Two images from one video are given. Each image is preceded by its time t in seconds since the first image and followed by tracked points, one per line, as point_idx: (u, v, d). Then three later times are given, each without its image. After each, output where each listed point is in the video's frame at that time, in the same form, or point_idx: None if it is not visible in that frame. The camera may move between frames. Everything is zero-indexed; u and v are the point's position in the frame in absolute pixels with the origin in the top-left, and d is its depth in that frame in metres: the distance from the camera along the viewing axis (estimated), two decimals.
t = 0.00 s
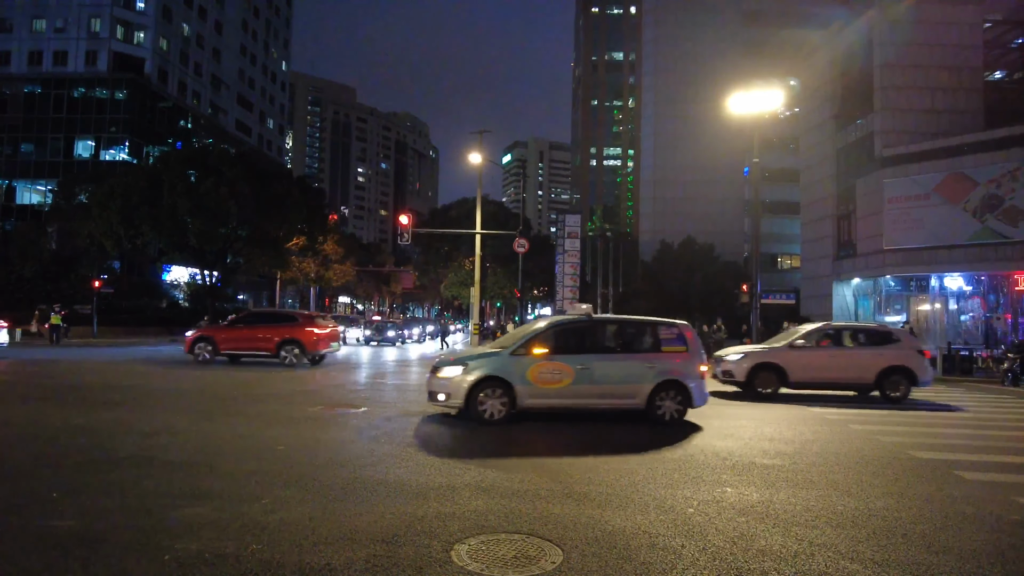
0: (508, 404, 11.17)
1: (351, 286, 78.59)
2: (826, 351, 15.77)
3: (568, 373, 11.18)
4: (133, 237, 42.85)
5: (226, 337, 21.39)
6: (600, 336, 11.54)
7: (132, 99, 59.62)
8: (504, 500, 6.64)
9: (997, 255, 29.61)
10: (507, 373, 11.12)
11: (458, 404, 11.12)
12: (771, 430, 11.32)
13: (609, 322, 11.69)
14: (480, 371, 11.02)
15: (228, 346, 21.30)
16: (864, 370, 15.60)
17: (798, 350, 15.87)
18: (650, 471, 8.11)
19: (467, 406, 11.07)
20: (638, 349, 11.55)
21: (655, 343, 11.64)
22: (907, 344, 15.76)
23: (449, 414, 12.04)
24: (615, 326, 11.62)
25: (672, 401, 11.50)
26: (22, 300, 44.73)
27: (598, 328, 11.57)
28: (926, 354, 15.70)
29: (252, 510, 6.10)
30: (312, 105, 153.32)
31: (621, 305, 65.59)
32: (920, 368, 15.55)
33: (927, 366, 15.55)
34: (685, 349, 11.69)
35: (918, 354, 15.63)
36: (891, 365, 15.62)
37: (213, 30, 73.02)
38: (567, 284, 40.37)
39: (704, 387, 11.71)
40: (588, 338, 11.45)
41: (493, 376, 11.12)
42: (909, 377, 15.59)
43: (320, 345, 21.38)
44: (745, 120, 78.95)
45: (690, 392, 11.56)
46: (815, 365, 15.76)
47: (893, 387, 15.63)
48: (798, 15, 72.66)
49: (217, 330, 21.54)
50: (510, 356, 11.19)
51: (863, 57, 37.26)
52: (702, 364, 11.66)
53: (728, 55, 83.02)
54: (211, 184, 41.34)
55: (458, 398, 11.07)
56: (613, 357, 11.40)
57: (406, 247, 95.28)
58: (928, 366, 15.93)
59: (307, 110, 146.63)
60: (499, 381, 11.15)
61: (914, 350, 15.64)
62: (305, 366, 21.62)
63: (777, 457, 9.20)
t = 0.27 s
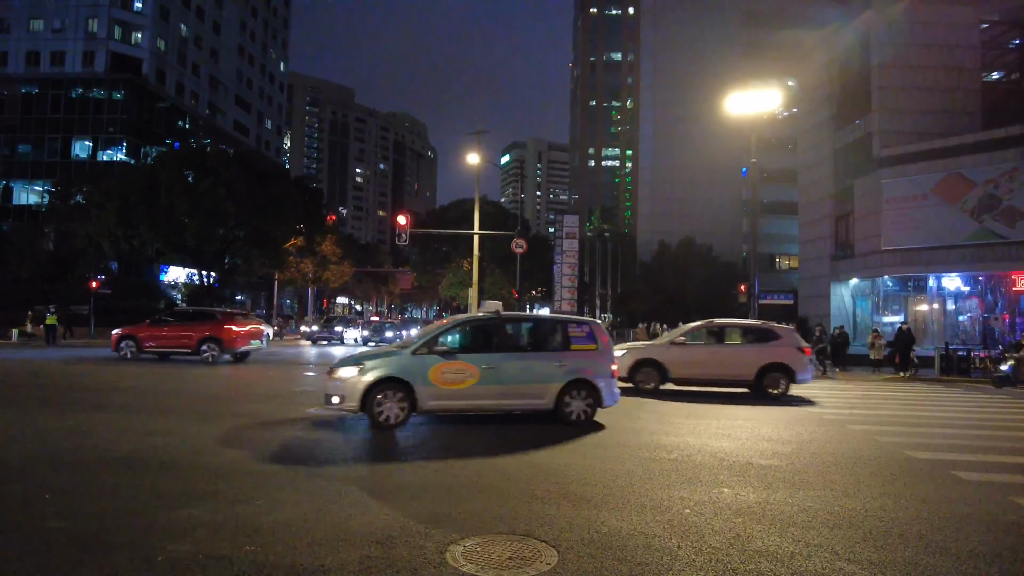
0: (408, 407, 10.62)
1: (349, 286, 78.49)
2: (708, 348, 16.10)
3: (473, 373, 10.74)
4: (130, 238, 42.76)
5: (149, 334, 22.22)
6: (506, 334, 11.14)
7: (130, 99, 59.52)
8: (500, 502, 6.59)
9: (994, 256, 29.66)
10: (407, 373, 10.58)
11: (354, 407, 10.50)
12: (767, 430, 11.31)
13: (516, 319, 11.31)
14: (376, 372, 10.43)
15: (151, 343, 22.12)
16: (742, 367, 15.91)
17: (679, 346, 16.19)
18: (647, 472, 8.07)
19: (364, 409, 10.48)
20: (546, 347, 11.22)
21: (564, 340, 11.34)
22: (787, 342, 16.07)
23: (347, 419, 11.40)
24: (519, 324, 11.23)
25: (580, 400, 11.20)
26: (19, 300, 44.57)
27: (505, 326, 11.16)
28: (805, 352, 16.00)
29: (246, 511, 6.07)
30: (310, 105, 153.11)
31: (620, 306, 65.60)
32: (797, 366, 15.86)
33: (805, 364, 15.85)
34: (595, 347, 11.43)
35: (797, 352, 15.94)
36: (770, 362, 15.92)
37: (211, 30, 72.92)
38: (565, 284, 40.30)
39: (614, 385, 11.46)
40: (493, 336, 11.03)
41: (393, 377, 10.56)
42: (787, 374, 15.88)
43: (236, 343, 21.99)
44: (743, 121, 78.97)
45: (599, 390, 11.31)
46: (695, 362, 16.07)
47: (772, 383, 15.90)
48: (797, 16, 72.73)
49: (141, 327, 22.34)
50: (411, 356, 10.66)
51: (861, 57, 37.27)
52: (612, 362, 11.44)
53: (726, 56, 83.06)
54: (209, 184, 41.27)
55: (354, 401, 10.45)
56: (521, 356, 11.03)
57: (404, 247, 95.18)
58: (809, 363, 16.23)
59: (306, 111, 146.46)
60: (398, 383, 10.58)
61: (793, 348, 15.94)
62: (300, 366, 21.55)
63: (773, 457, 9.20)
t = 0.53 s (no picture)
0: (299, 410, 10.04)
1: (348, 286, 78.45)
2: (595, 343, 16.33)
3: (372, 374, 10.23)
4: (128, 237, 42.67)
5: (77, 331, 22.31)
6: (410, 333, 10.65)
7: (128, 98, 59.41)
8: (498, 501, 6.59)
9: (992, 256, 29.68)
10: (299, 374, 10.01)
11: (238, 410, 9.86)
12: (765, 430, 11.32)
13: (422, 317, 10.84)
14: (263, 373, 9.80)
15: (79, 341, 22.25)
16: (626, 361, 16.15)
17: (567, 342, 16.36)
18: (645, 472, 8.05)
19: (250, 413, 9.86)
20: (454, 346, 10.82)
21: (473, 338, 10.98)
22: (671, 337, 16.41)
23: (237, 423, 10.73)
24: (422, 321, 10.77)
25: (487, 401, 10.87)
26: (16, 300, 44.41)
27: (410, 324, 10.66)
28: (688, 348, 16.35)
29: (244, 511, 6.05)
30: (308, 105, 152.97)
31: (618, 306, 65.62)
32: (679, 362, 16.20)
33: (686, 360, 16.20)
34: (505, 345, 11.13)
35: (679, 347, 16.29)
36: (654, 357, 16.22)
37: (209, 29, 72.83)
38: (563, 284, 40.29)
39: (522, 385, 11.15)
40: (394, 334, 10.54)
41: (286, 379, 9.97)
42: (670, 369, 16.19)
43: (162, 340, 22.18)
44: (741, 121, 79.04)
45: (507, 390, 11.00)
46: (582, 356, 16.32)
47: (655, 377, 16.18)
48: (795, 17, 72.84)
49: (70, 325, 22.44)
50: (305, 356, 10.09)
51: (859, 58, 37.31)
52: (520, 361, 11.14)
53: (724, 56, 83.12)
54: (207, 183, 41.21)
55: (239, 405, 9.82)
56: (425, 355, 10.60)
57: (402, 247, 95.17)
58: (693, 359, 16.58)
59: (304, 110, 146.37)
60: (288, 385, 10.00)
61: (676, 344, 16.28)
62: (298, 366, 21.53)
63: (771, 457, 9.21)
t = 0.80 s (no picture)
0: (176, 413, 9.25)
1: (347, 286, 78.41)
2: (487, 339, 16.61)
3: (259, 374, 9.46)
4: (127, 237, 42.61)
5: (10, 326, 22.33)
6: (305, 330, 9.85)
7: (127, 97, 59.34)
8: (496, 501, 6.58)
9: (991, 257, 29.69)
10: (176, 374, 9.20)
11: (106, 413, 9.03)
12: (763, 431, 11.33)
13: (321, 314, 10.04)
14: (134, 375, 8.99)
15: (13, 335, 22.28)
16: (517, 357, 16.51)
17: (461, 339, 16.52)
18: (644, 472, 8.04)
19: (121, 417, 9.05)
20: (354, 346, 10.06)
21: (375, 337, 10.23)
22: (563, 334, 16.86)
23: (108, 427, 9.85)
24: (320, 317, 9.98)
25: (388, 404, 10.14)
26: (14, 299, 44.34)
27: (305, 321, 9.87)
28: (579, 345, 16.83)
29: (242, 511, 6.04)
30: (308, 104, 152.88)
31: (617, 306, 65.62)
32: (570, 358, 16.65)
33: (577, 356, 16.67)
34: (411, 344, 10.40)
35: (570, 344, 16.74)
36: (543, 353, 16.63)
37: (208, 28, 72.77)
38: (563, 284, 40.24)
39: (430, 386, 10.45)
40: (286, 331, 9.76)
41: (162, 379, 9.19)
42: (559, 365, 16.63)
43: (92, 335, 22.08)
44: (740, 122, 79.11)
45: (412, 392, 10.27)
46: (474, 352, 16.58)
47: (544, 374, 16.57)
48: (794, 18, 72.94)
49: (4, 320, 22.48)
50: (184, 355, 9.29)
51: (858, 59, 37.35)
52: (428, 361, 10.42)
53: (724, 56, 83.16)
54: (206, 183, 41.18)
55: (108, 407, 9.01)
56: (324, 355, 9.84)
57: (401, 247, 95.14)
58: (583, 355, 17.06)
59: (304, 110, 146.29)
60: (164, 385, 9.21)
61: (567, 340, 16.73)
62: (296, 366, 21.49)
63: (770, 457, 9.20)
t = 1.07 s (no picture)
0: (36, 420, 8.50)
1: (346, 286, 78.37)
2: (386, 336, 17.17)
3: (133, 377, 8.81)
4: (125, 237, 42.56)
5: None
6: (186, 331, 9.21)
7: (126, 97, 59.28)
8: (494, 501, 6.57)
9: (990, 258, 29.71)
10: (37, 377, 8.45)
11: None
12: (761, 431, 11.32)
13: (203, 313, 9.37)
14: None
15: None
16: (412, 353, 16.97)
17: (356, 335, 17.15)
18: (642, 473, 8.03)
19: None
20: (242, 346, 9.44)
21: (263, 337, 9.62)
22: (459, 331, 17.38)
23: None
24: (201, 315, 9.32)
25: (15, 414, 8.40)
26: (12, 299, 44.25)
27: (187, 320, 9.22)
28: (475, 342, 17.33)
29: (240, 512, 6.03)
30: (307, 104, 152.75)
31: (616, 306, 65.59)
32: (465, 355, 17.11)
33: (471, 353, 17.13)
34: (305, 344, 9.83)
35: (465, 341, 17.23)
36: (438, 349, 17.13)
37: (207, 28, 72.69)
38: (562, 284, 40.19)
39: (326, 389, 9.95)
40: (162, 330, 9.09)
41: (20, 384, 8.42)
42: (453, 361, 17.10)
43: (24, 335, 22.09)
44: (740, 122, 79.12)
45: (304, 395, 9.74)
46: (372, 350, 17.15)
47: (438, 369, 17.06)
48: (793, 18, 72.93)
49: None
50: (44, 356, 8.53)
51: (857, 59, 37.35)
52: (320, 362, 9.85)
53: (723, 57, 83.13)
54: (204, 183, 41.12)
55: None
56: (205, 355, 9.20)
57: (400, 247, 95.07)
58: (480, 352, 17.55)
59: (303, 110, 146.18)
60: (22, 389, 8.43)
61: (462, 338, 17.23)
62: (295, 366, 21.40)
63: (768, 458, 9.20)
